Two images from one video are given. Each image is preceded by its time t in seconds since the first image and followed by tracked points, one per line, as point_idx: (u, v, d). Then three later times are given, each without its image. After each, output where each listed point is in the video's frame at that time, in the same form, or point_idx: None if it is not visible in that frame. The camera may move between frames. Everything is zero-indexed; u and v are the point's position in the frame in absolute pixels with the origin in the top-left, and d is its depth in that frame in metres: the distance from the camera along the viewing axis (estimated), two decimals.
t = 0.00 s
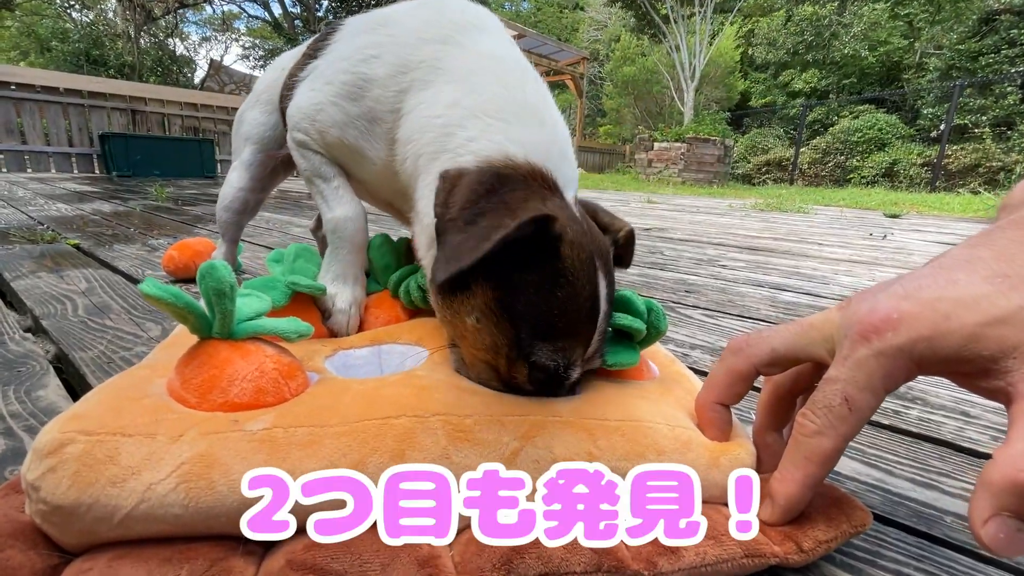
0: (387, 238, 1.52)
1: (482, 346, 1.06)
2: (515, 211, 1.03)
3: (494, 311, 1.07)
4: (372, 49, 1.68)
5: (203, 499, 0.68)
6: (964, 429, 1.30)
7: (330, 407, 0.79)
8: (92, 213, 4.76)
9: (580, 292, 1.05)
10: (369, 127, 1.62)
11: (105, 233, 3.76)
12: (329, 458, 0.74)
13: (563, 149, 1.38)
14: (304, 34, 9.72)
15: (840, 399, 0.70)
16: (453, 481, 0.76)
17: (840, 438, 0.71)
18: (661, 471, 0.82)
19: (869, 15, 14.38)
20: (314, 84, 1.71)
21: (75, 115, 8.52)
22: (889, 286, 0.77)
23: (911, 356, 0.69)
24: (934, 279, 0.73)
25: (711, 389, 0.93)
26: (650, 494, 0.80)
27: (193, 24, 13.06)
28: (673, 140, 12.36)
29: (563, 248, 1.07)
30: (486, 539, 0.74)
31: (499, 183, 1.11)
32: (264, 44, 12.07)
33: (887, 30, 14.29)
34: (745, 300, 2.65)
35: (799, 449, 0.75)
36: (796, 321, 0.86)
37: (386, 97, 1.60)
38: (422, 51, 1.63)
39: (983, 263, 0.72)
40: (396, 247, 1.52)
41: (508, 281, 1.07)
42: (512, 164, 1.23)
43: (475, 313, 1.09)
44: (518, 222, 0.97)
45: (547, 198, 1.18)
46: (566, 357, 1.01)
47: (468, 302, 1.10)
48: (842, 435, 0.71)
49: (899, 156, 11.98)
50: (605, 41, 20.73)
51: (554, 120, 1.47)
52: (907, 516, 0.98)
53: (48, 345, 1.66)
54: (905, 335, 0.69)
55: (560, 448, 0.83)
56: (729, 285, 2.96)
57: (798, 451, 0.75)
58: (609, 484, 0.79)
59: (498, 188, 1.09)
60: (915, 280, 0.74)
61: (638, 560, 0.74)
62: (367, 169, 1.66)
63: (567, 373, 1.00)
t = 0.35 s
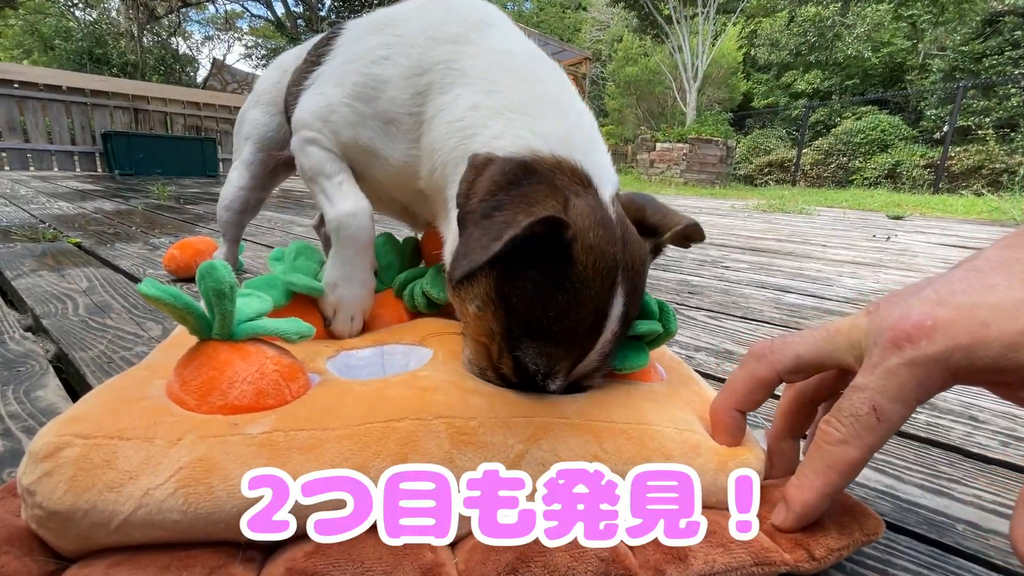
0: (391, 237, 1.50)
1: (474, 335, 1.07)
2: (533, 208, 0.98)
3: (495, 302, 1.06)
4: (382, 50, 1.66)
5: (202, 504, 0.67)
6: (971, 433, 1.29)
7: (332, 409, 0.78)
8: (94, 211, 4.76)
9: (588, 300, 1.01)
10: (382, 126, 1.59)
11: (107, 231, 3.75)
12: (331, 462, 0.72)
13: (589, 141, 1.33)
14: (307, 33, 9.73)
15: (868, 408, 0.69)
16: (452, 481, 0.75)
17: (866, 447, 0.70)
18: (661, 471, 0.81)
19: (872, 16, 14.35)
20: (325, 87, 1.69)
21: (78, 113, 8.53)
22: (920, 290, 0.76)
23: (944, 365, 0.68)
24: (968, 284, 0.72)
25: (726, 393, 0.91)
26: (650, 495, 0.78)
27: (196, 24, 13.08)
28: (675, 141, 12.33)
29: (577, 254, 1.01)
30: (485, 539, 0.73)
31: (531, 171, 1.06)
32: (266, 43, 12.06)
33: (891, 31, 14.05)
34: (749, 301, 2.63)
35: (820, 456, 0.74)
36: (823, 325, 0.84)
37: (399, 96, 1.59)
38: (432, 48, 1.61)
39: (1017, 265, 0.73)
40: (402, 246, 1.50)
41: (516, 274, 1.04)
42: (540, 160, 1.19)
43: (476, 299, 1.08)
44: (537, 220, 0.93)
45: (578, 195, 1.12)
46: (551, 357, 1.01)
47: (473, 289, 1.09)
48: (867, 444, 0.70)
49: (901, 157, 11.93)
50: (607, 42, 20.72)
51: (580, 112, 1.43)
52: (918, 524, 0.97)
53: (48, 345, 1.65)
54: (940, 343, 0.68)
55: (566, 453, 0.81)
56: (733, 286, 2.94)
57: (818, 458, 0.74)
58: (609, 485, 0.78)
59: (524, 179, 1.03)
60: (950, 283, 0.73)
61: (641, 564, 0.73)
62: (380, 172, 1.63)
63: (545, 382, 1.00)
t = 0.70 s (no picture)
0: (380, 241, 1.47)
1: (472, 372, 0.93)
2: (534, 242, 0.85)
3: (495, 337, 0.90)
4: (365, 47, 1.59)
5: (178, 523, 0.64)
6: (975, 443, 1.26)
7: (317, 425, 0.76)
8: (92, 212, 4.74)
9: (598, 318, 0.89)
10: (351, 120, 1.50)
11: (105, 232, 3.74)
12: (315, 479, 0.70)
13: (570, 141, 1.21)
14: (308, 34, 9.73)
15: (898, 442, 0.67)
16: (452, 481, 0.75)
17: (889, 482, 0.68)
18: (660, 471, 0.81)
19: (874, 19, 14.36)
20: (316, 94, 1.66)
21: (79, 113, 8.52)
22: (962, 320, 0.73)
23: (990, 408, 0.66)
24: (1013, 317, 0.69)
25: (740, 416, 0.87)
26: (649, 494, 0.78)
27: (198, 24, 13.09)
28: (676, 142, 12.30)
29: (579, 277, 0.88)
30: (486, 539, 0.73)
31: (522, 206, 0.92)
32: (268, 43, 12.07)
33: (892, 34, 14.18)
34: (749, 305, 2.61)
35: (837, 484, 0.72)
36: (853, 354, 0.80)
37: (365, 94, 1.50)
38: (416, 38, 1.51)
39: None
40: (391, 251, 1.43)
41: (508, 306, 0.89)
42: (515, 165, 1.06)
43: (468, 338, 0.93)
44: (533, 260, 0.79)
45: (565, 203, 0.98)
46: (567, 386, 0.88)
47: (465, 325, 0.93)
48: (893, 478, 0.68)
49: (903, 160, 11.92)
50: (608, 44, 20.73)
51: (564, 111, 1.32)
52: (920, 538, 0.95)
53: (38, 348, 1.62)
54: (984, 385, 0.66)
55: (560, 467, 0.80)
56: (732, 290, 2.91)
57: (834, 485, 0.72)
58: (609, 485, 0.78)
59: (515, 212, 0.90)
60: (992, 316, 0.70)
61: None
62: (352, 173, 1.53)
63: (562, 407, 0.89)
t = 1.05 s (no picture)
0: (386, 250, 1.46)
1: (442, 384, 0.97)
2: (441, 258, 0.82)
3: (450, 355, 0.94)
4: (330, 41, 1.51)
5: (176, 527, 0.65)
6: (968, 450, 1.27)
7: (313, 430, 0.77)
8: (93, 214, 4.75)
9: (553, 328, 0.89)
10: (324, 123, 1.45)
11: (105, 234, 3.75)
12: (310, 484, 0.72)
13: (528, 137, 1.18)
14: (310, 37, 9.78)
15: (894, 447, 0.68)
16: (452, 481, 0.76)
17: (884, 487, 0.69)
18: (661, 471, 0.82)
19: (873, 24, 14.43)
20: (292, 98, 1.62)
21: (80, 115, 8.54)
22: (960, 332, 0.74)
23: (987, 417, 0.66)
24: (1008, 329, 0.69)
25: (742, 427, 0.88)
26: (649, 494, 0.80)
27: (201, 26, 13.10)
28: (676, 146, 12.32)
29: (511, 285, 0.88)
30: (485, 540, 0.75)
31: (439, 215, 0.88)
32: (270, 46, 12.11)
33: (892, 39, 14.24)
34: (746, 310, 2.62)
35: (831, 488, 0.73)
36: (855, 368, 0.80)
37: (329, 96, 1.44)
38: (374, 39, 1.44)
39: None
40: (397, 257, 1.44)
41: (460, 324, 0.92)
42: (461, 176, 1.08)
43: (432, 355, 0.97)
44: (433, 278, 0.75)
45: (508, 213, 0.97)
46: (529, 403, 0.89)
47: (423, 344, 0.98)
48: (887, 482, 0.69)
49: (903, 164, 11.95)
50: (609, 47, 20.79)
51: (524, 101, 1.29)
52: (911, 545, 0.96)
53: (38, 352, 1.64)
54: (982, 395, 0.66)
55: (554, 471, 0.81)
56: (730, 295, 2.92)
57: (829, 489, 0.73)
58: (609, 485, 0.80)
59: (435, 225, 0.86)
60: (989, 328, 0.71)
61: None
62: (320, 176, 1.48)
63: (537, 417, 0.90)
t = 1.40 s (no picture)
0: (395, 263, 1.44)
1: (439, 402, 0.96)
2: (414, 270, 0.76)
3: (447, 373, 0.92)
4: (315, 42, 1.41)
5: (191, 553, 0.64)
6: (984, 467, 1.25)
7: (330, 452, 0.76)
8: (95, 219, 4.74)
9: (541, 345, 0.84)
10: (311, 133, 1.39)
11: (106, 240, 3.74)
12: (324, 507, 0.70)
13: (515, 130, 1.14)
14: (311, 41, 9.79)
15: (921, 477, 0.67)
16: (452, 481, 0.77)
17: (912, 517, 0.68)
18: (660, 471, 0.83)
19: (872, 29, 14.49)
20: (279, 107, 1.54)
21: (81, 118, 8.54)
22: (989, 357, 0.73)
23: (1020, 446, 0.65)
24: None
25: (763, 449, 0.86)
26: (649, 494, 0.80)
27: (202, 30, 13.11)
28: (677, 150, 12.33)
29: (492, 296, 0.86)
30: (485, 540, 0.73)
31: (415, 223, 0.83)
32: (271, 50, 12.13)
33: (891, 44, 14.31)
34: (752, 319, 2.61)
35: (857, 518, 0.71)
36: (880, 394, 0.80)
37: (316, 98, 1.39)
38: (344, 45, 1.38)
39: None
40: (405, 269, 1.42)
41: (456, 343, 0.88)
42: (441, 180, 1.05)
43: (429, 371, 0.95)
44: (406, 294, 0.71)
45: (496, 221, 0.94)
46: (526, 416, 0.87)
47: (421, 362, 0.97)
48: (915, 512, 0.67)
49: (902, 169, 11.96)
50: (609, 51, 20.84)
51: (519, 90, 1.24)
52: (929, 567, 0.95)
53: (42, 363, 1.62)
54: (1012, 424, 0.65)
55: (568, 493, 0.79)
56: (735, 303, 2.91)
57: (854, 519, 0.72)
58: (608, 484, 0.80)
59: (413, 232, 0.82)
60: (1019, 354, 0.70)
61: None
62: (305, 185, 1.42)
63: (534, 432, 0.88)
